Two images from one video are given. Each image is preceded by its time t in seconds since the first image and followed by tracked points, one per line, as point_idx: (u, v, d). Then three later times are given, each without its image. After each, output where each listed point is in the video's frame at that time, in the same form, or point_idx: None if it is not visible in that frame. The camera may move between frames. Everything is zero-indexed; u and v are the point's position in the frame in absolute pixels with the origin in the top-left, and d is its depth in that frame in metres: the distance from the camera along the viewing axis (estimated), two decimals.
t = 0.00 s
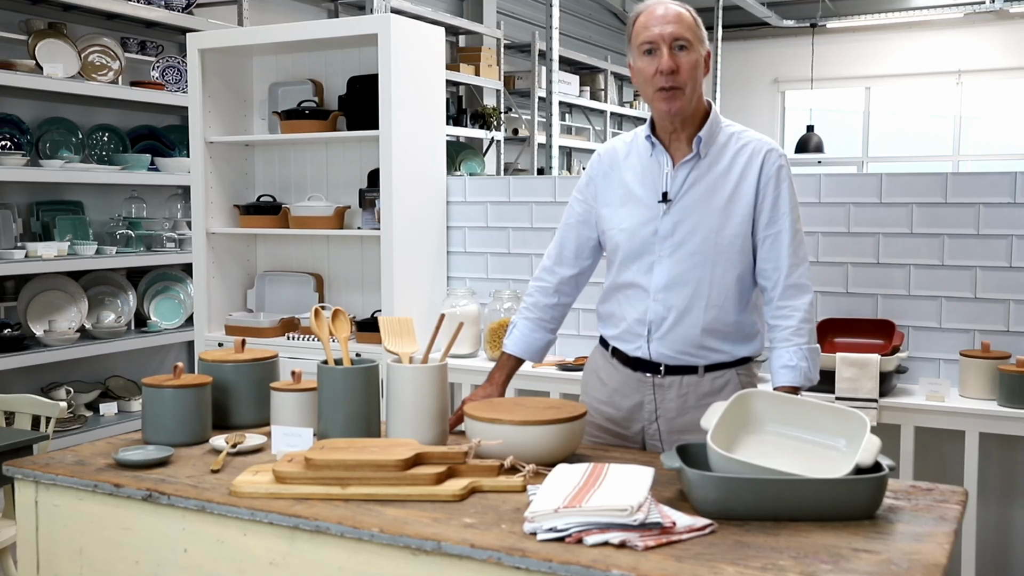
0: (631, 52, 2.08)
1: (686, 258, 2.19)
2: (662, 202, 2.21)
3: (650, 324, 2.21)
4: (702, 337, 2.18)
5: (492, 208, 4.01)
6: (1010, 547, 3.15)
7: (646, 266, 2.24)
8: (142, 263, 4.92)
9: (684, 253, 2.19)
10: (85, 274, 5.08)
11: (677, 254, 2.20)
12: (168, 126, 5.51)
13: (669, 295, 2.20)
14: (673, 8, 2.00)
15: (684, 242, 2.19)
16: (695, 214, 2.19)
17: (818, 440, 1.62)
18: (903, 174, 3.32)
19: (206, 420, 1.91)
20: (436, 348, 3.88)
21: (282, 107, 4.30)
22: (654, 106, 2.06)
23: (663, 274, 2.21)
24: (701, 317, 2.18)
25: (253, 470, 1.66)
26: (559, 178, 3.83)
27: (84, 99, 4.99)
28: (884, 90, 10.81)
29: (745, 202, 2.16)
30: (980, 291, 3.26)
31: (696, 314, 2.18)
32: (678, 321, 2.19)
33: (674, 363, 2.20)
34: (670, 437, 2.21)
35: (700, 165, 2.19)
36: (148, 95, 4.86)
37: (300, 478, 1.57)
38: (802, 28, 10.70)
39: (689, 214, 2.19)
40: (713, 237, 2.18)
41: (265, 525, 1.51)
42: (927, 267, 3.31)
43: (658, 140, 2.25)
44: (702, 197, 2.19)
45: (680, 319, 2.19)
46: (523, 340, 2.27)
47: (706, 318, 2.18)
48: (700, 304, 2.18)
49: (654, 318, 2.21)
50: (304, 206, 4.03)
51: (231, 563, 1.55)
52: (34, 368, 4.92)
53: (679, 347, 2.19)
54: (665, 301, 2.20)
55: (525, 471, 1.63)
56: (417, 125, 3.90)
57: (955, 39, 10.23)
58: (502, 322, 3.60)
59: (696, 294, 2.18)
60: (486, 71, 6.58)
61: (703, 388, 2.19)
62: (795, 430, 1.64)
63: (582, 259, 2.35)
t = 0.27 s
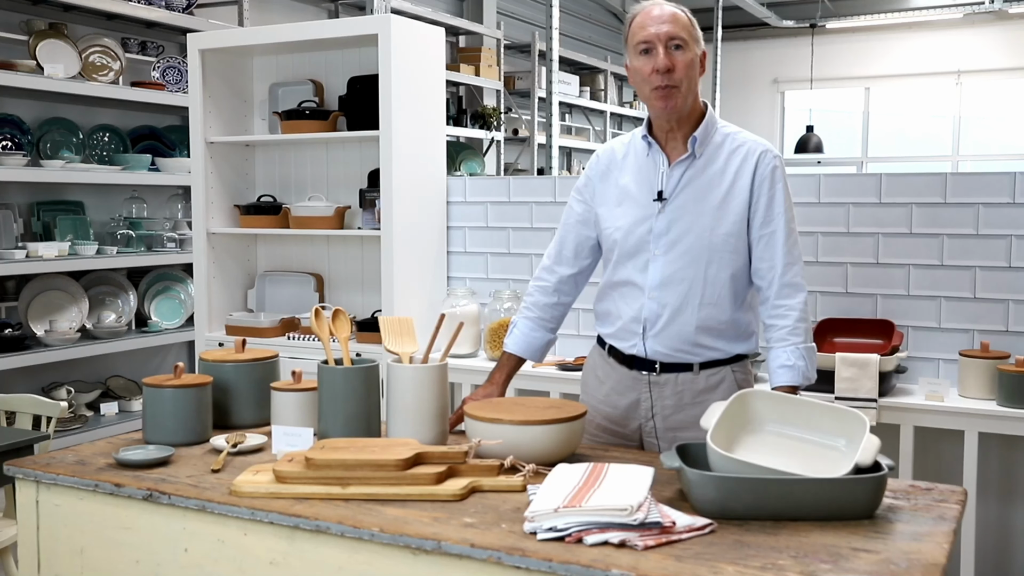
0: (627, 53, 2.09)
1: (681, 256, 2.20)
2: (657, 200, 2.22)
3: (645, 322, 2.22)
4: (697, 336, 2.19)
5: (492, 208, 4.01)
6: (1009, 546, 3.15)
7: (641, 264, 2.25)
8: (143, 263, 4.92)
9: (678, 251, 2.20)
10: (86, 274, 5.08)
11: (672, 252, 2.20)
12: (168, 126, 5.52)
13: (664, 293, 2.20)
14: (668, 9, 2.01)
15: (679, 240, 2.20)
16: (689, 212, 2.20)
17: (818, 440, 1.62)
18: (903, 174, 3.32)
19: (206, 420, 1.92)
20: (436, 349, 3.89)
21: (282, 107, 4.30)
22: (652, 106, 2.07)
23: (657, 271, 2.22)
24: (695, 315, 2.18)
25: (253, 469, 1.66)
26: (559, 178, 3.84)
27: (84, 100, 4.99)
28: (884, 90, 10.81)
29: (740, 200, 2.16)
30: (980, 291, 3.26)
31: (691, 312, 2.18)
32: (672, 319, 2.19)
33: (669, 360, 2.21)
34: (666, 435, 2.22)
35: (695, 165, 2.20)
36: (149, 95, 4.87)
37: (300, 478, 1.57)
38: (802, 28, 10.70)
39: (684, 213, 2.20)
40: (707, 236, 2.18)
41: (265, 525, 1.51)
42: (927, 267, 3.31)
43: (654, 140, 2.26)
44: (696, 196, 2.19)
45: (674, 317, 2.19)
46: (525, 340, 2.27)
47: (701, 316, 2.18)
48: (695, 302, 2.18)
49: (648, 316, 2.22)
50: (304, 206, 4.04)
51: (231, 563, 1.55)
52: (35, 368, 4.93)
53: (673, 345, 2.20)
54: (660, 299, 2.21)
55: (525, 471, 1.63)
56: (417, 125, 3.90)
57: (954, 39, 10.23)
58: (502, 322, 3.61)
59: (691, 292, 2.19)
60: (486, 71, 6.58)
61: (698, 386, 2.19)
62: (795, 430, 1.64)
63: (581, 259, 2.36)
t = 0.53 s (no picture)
0: (620, 55, 2.10)
1: (671, 255, 2.21)
2: (649, 200, 2.24)
3: (635, 318, 2.23)
4: (685, 333, 2.19)
5: (492, 208, 4.02)
6: (1009, 546, 3.16)
7: (632, 263, 2.26)
8: (143, 263, 4.92)
9: (669, 250, 2.21)
10: (86, 274, 5.09)
11: (662, 251, 2.22)
12: (169, 127, 5.53)
13: (654, 291, 2.21)
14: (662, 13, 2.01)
15: (670, 239, 2.21)
16: (680, 212, 2.21)
17: (818, 440, 1.62)
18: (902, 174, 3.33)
19: (207, 420, 1.92)
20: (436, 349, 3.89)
21: (282, 107, 4.30)
22: (644, 109, 2.09)
23: (648, 269, 2.23)
24: (685, 313, 2.19)
25: (254, 469, 1.67)
26: (559, 178, 3.84)
27: (85, 100, 5.00)
28: (883, 90, 10.82)
29: (729, 201, 2.17)
30: (979, 291, 3.26)
31: (679, 309, 2.19)
32: (661, 315, 2.20)
33: (660, 356, 2.21)
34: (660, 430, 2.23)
35: (686, 166, 2.22)
36: (149, 95, 4.87)
37: (300, 478, 1.58)
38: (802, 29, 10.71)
39: (675, 212, 2.21)
40: (698, 235, 2.19)
41: (266, 524, 1.52)
42: (927, 267, 3.32)
43: (647, 142, 2.28)
44: (687, 196, 2.21)
45: (663, 314, 2.20)
46: (531, 342, 2.26)
47: (690, 314, 2.18)
48: (684, 299, 2.19)
49: (638, 312, 2.23)
50: (304, 207, 4.04)
51: (232, 562, 1.55)
52: (35, 368, 4.93)
53: (662, 341, 2.21)
54: (649, 296, 2.22)
55: (525, 471, 1.64)
56: (417, 126, 3.90)
57: (954, 40, 10.24)
58: (502, 322, 3.61)
59: (680, 290, 2.19)
60: (486, 71, 6.58)
61: (687, 381, 2.19)
62: (794, 430, 1.65)
63: (581, 261, 2.37)
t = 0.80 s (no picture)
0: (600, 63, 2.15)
1: (650, 255, 2.25)
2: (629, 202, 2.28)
3: (616, 317, 2.29)
4: (663, 331, 2.24)
5: (491, 208, 4.02)
6: (1009, 546, 3.16)
7: (613, 263, 2.31)
8: (143, 263, 4.92)
9: (648, 250, 2.25)
10: (86, 274, 5.09)
11: (641, 251, 2.26)
12: (169, 127, 5.53)
13: (633, 290, 2.26)
14: (635, 23, 2.05)
15: (649, 240, 2.25)
16: (659, 214, 2.25)
17: (819, 440, 1.62)
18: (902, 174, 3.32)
19: (207, 420, 1.92)
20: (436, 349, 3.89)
21: (282, 107, 4.30)
22: (619, 117, 2.15)
23: (628, 269, 2.28)
24: (662, 312, 2.23)
25: (254, 469, 1.67)
26: (558, 178, 3.85)
27: (85, 100, 5.00)
28: (883, 90, 10.82)
29: (706, 203, 2.20)
30: (979, 291, 3.26)
31: (657, 308, 2.23)
32: (640, 314, 2.25)
33: (641, 352, 2.26)
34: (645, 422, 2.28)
35: (666, 168, 2.25)
36: (149, 95, 4.87)
37: (300, 478, 1.58)
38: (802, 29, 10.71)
39: (654, 214, 2.25)
40: (675, 236, 2.22)
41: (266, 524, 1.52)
42: (926, 267, 3.32)
43: (629, 145, 2.31)
44: (666, 198, 2.25)
45: (641, 313, 2.25)
46: (533, 341, 2.28)
47: (667, 313, 2.23)
48: (661, 298, 2.23)
49: (618, 311, 2.28)
50: (304, 207, 4.04)
51: (232, 562, 1.55)
52: (35, 368, 4.93)
53: (641, 339, 2.26)
54: (628, 296, 2.27)
55: (525, 471, 1.64)
56: (417, 126, 3.90)
57: (954, 40, 10.24)
58: (502, 322, 3.61)
59: (657, 289, 2.23)
60: (486, 71, 6.58)
61: (669, 374, 2.24)
62: (795, 430, 1.65)
63: (576, 263, 2.40)
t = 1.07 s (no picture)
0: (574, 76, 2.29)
1: (624, 254, 2.32)
2: (606, 202, 2.35)
3: (591, 313, 2.37)
4: (635, 327, 2.31)
5: (491, 208, 4.02)
6: (1009, 546, 3.16)
7: (591, 261, 2.38)
8: (143, 263, 4.92)
9: (622, 249, 2.32)
10: (86, 274, 5.09)
11: (616, 250, 2.33)
12: (169, 127, 5.53)
13: (607, 287, 2.33)
14: (584, 43, 2.16)
15: (624, 239, 2.32)
16: (633, 214, 2.32)
17: (819, 440, 1.62)
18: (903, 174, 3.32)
19: (207, 420, 1.92)
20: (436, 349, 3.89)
21: (282, 108, 4.30)
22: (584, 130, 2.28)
23: (603, 267, 2.35)
24: (633, 308, 2.30)
25: (254, 469, 1.67)
26: (558, 178, 3.85)
27: (85, 100, 5.00)
28: (883, 90, 10.81)
29: (678, 204, 2.26)
30: (979, 291, 3.27)
31: (629, 304, 2.31)
32: (613, 310, 2.33)
33: (615, 346, 2.35)
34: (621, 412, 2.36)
35: (641, 170, 2.32)
36: (149, 95, 4.87)
37: (300, 478, 1.58)
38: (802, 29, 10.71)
39: (628, 214, 2.32)
40: (647, 236, 2.29)
41: (265, 524, 1.52)
42: (927, 267, 3.32)
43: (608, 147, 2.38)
44: (640, 199, 2.31)
45: (614, 309, 2.33)
46: (522, 330, 2.36)
47: (639, 309, 2.30)
48: (633, 295, 2.30)
49: (593, 307, 2.36)
50: (304, 207, 4.04)
51: (232, 562, 1.55)
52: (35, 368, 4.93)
53: (614, 334, 2.34)
54: (602, 292, 2.34)
55: (525, 471, 1.64)
56: (417, 126, 3.90)
57: (954, 39, 10.24)
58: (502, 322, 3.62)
59: (629, 287, 2.30)
60: (486, 71, 6.59)
61: (640, 366, 2.32)
62: (794, 430, 1.65)
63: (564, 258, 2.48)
